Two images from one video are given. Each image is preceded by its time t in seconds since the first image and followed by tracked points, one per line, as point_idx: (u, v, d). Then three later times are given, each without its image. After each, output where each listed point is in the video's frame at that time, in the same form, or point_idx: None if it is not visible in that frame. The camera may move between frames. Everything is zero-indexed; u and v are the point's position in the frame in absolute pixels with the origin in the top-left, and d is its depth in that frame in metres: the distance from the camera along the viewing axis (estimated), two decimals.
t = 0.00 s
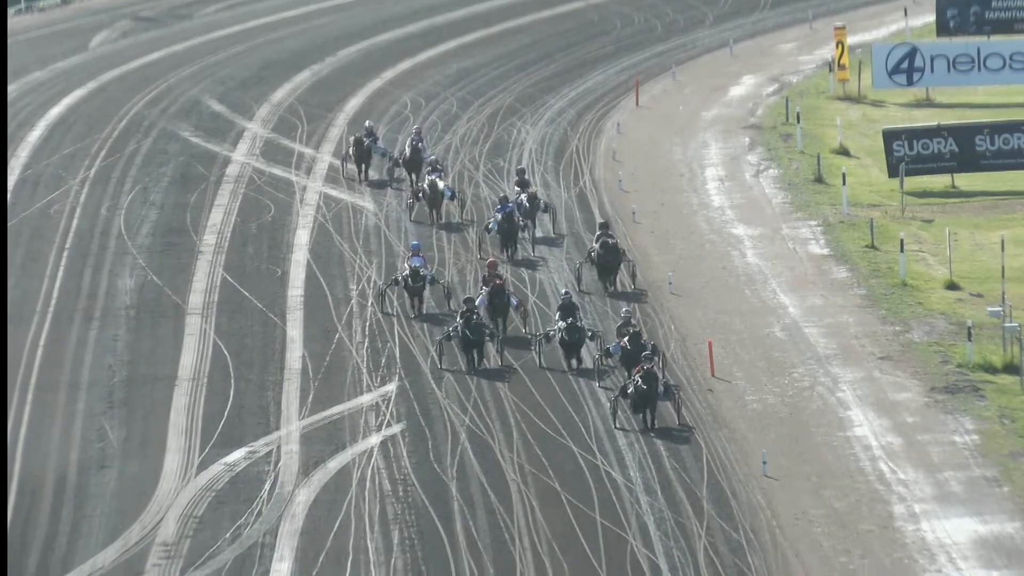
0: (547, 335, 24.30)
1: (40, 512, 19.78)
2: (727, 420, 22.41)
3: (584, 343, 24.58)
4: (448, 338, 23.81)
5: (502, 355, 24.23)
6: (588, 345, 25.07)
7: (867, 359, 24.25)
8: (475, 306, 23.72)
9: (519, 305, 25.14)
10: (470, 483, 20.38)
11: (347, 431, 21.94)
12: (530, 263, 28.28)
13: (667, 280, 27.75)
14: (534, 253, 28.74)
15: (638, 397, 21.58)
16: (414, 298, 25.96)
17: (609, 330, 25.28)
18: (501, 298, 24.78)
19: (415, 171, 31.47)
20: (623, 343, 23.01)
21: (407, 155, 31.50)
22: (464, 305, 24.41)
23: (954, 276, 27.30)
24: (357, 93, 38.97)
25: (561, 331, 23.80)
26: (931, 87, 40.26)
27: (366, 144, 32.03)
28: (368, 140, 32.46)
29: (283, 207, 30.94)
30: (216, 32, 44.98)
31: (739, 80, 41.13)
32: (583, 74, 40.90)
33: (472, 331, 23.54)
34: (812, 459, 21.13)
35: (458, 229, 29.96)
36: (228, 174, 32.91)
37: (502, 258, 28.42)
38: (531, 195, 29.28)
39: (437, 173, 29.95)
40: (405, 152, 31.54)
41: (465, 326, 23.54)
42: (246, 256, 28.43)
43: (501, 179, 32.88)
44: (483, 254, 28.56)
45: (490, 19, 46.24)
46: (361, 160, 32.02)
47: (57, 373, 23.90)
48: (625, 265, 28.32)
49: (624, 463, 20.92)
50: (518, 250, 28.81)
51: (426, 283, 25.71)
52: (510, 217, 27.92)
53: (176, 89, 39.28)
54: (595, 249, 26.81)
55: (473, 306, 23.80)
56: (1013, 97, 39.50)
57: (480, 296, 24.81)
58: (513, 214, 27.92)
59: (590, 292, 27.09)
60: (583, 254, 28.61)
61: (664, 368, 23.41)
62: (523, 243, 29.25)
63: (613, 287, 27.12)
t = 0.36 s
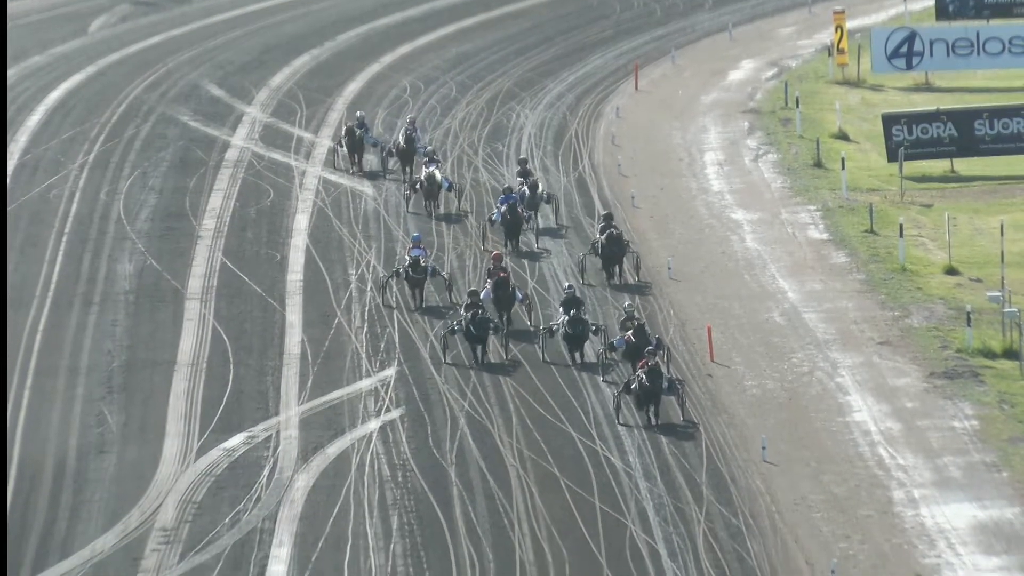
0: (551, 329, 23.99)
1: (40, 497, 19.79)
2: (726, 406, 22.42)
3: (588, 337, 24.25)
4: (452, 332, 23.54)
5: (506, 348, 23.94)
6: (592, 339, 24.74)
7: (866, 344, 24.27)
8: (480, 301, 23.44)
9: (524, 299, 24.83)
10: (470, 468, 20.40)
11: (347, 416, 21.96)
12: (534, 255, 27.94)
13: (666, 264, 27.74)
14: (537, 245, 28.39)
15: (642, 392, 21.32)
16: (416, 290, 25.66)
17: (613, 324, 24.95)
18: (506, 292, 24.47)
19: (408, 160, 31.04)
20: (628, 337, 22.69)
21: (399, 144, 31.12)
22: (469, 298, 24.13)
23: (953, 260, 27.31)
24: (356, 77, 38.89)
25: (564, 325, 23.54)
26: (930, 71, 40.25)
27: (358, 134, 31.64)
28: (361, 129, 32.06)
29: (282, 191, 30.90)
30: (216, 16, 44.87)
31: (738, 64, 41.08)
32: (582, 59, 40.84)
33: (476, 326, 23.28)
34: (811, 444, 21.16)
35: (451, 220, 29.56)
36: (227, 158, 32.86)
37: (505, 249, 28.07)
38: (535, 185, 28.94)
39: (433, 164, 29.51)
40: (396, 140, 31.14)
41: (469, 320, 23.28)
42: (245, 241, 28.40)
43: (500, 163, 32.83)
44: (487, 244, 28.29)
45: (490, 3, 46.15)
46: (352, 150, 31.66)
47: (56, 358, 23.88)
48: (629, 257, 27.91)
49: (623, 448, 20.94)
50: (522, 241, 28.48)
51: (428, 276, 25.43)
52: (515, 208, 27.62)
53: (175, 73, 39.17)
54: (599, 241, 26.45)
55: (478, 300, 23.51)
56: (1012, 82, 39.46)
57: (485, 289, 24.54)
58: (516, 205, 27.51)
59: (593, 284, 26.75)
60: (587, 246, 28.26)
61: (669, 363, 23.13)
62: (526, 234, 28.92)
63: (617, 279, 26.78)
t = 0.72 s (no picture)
0: (555, 325, 23.63)
1: (40, 483, 19.80)
2: (725, 392, 22.43)
3: (592, 333, 23.89)
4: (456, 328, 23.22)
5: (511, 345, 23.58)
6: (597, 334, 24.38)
7: (865, 331, 24.27)
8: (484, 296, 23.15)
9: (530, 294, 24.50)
10: (469, 455, 20.40)
11: (346, 403, 21.96)
12: (539, 250, 27.58)
13: (665, 251, 27.74)
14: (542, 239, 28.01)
15: (645, 388, 20.99)
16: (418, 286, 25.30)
17: (618, 318, 24.59)
18: (511, 287, 24.15)
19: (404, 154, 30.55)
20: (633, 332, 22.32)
21: (393, 139, 30.59)
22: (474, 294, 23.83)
23: (953, 247, 27.32)
24: (355, 63, 38.84)
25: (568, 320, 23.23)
26: (930, 58, 40.17)
27: (352, 128, 31.10)
28: (354, 122, 31.51)
29: (281, 178, 30.86)
30: (215, 3, 44.78)
31: (737, 51, 41.05)
32: (582, 45, 40.79)
33: (481, 322, 22.95)
34: (810, 431, 21.18)
35: (450, 214, 29.23)
36: (226, 145, 32.81)
37: (509, 243, 27.76)
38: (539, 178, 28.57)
39: (431, 157, 29.28)
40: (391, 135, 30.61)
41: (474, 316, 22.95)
42: (245, 227, 28.38)
43: (499, 150, 32.79)
44: (491, 239, 27.95)
45: None
46: (346, 145, 31.14)
47: (55, 344, 23.88)
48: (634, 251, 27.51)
49: (622, 435, 20.95)
50: (526, 236, 28.13)
51: (431, 271, 25.07)
52: (520, 202, 27.32)
53: (174, 59, 39.09)
54: (603, 235, 26.08)
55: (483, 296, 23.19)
56: (1010, 69, 39.39)
57: (491, 284, 24.24)
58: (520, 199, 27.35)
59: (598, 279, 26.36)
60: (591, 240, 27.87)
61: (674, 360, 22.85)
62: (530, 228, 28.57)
63: (622, 274, 26.41)
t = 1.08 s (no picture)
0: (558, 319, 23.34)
1: (40, 468, 19.80)
2: (725, 377, 22.46)
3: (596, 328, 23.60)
4: (460, 322, 22.91)
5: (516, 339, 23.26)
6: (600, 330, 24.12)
7: (864, 316, 24.28)
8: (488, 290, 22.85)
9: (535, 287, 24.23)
10: (468, 440, 20.41)
11: (345, 388, 21.95)
12: (543, 243, 27.27)
13: (664, 236, 27.73)
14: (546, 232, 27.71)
15: (649, 383, 20.68)
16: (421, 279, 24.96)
17: (622, 313, 24.27)
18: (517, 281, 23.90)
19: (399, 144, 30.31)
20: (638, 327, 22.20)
21: (387, 130, 30.33)
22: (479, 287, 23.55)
23: (952, 232, 27.34)
24: (355, 49, 38.76)
25: (572, 314, 22.93)
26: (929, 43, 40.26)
27: (344, 119, 30.72)
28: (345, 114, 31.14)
29: (281, 163, 30.82)
30: None
31: (737, 37, 41.00)
32: (581, 31, 40.72)
33: (484, 315, 22.64)
34: (810, 416, 21.20)
35: (450, 206, 28.86)
36: (226, 130, 32.75)
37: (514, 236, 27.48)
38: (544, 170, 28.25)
39: (429, 148, 28.91)
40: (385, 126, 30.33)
41: (478, 310, 22.64)
42: (244, 213, 28.34)
43: (499, 135, 32.74)
44: (495, 230, 27.65)
45: None
46: (338, 136, 30.75)
47: (54, 330, 23.86)
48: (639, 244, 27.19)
49: (621, 421, 20.95)
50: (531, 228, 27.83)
51: (435, 264, 24.74)
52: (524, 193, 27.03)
53: (174, 45, 38.99)
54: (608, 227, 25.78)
55: (487, 290, 22.89)
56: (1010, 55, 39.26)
57: (496, 277, 23.98)
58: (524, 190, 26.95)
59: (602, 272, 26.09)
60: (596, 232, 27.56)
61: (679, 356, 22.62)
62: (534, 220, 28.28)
63: (626, 267, 26.12)
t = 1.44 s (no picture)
0: (561, 313, 23.44)
1: (43, 452, 20.05)
2: (720, 362, 22.77)
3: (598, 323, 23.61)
4: (463, 317, 22.96)
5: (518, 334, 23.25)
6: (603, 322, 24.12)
7: (858, 302, 24.59)
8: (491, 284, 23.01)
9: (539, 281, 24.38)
10: (467, 425, 20.67)
11: (345, 373, 22.20)
12: (546, 237, 27.30)
13: (660, 224, 28.00)
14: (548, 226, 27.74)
15: (649, 382, 20.68)
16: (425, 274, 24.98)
17: (621, 305, 24.40)
18: (521, 274, 24.10)
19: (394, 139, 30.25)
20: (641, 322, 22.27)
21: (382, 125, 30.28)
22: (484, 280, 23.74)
23: (945, 219, 27.64)
24: (354, 39, 38.97)
25: (575, 309, 22.96)
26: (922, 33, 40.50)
27: (337, 115, 30.60)
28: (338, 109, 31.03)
29: (281, 152, 31.05)
30: None
31: (733, 27, 41.26)
32: (579, 20, 40.96)
33: (487, 309, 22.72)
34: (804, 400, 21.51)
35: (449, 200, 28.81)
36: (227, 119, 32.97)
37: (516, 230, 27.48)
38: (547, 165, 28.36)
39: (427, 143, 28.85)
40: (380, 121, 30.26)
41: (481, 304, 22.74)
42: (245, 200, 28.57)
43: (497, 125, 32.98)
44: (498, 224, 27.70)
45: None
46: (330, 131, 30.65)
47: (58, 315, 24.10)
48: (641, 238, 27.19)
49: (618, 406, 21.23)
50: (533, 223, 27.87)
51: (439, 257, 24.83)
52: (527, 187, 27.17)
53: (175, 35, 39.17)
54: (608, 221, 25.89)
55: (490, 285, 23.02)
56: (1002, 44, 39.49)
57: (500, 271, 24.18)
58: (525, 184, 27.13)
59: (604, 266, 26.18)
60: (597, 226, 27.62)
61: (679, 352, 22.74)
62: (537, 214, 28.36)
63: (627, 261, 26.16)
